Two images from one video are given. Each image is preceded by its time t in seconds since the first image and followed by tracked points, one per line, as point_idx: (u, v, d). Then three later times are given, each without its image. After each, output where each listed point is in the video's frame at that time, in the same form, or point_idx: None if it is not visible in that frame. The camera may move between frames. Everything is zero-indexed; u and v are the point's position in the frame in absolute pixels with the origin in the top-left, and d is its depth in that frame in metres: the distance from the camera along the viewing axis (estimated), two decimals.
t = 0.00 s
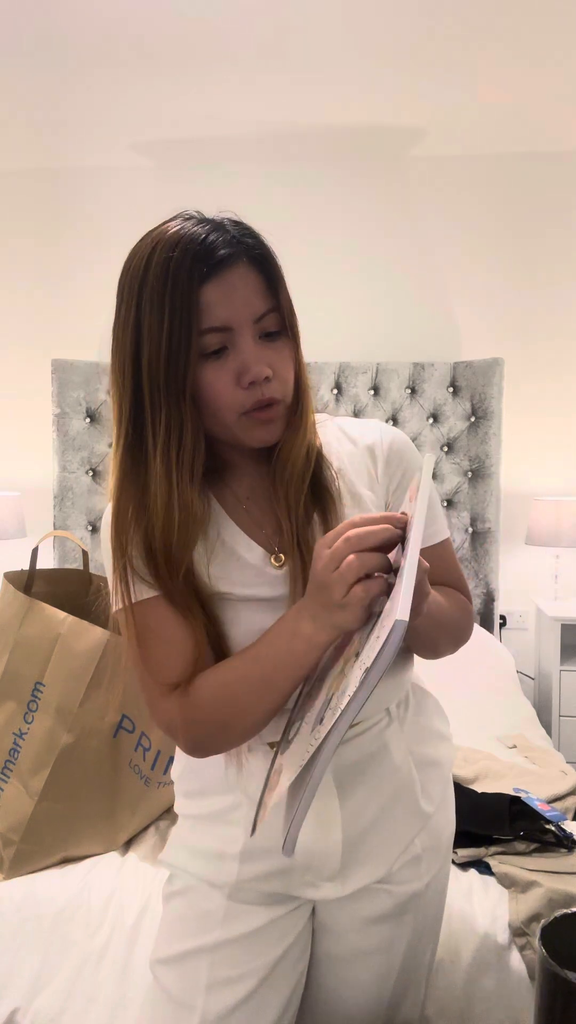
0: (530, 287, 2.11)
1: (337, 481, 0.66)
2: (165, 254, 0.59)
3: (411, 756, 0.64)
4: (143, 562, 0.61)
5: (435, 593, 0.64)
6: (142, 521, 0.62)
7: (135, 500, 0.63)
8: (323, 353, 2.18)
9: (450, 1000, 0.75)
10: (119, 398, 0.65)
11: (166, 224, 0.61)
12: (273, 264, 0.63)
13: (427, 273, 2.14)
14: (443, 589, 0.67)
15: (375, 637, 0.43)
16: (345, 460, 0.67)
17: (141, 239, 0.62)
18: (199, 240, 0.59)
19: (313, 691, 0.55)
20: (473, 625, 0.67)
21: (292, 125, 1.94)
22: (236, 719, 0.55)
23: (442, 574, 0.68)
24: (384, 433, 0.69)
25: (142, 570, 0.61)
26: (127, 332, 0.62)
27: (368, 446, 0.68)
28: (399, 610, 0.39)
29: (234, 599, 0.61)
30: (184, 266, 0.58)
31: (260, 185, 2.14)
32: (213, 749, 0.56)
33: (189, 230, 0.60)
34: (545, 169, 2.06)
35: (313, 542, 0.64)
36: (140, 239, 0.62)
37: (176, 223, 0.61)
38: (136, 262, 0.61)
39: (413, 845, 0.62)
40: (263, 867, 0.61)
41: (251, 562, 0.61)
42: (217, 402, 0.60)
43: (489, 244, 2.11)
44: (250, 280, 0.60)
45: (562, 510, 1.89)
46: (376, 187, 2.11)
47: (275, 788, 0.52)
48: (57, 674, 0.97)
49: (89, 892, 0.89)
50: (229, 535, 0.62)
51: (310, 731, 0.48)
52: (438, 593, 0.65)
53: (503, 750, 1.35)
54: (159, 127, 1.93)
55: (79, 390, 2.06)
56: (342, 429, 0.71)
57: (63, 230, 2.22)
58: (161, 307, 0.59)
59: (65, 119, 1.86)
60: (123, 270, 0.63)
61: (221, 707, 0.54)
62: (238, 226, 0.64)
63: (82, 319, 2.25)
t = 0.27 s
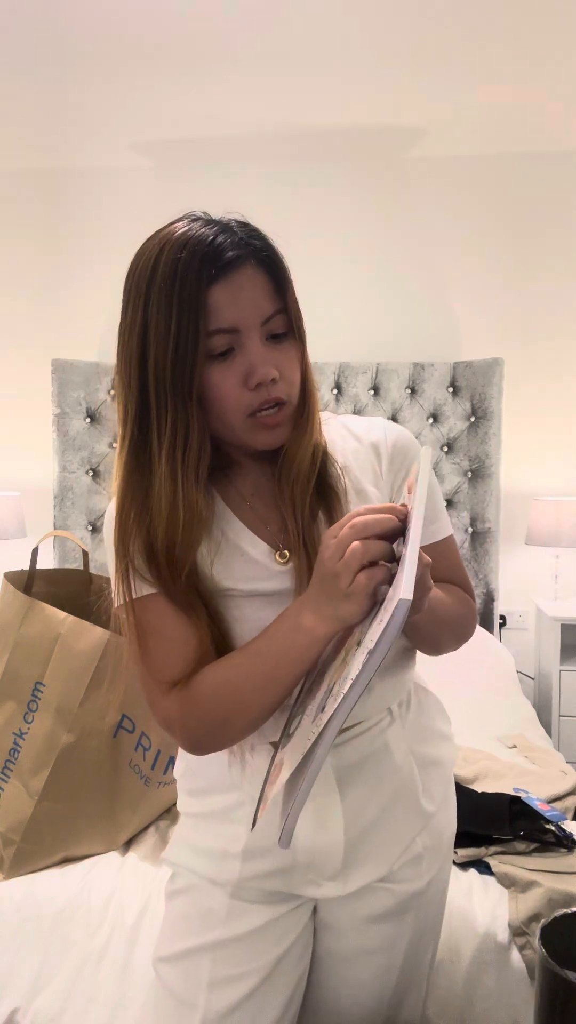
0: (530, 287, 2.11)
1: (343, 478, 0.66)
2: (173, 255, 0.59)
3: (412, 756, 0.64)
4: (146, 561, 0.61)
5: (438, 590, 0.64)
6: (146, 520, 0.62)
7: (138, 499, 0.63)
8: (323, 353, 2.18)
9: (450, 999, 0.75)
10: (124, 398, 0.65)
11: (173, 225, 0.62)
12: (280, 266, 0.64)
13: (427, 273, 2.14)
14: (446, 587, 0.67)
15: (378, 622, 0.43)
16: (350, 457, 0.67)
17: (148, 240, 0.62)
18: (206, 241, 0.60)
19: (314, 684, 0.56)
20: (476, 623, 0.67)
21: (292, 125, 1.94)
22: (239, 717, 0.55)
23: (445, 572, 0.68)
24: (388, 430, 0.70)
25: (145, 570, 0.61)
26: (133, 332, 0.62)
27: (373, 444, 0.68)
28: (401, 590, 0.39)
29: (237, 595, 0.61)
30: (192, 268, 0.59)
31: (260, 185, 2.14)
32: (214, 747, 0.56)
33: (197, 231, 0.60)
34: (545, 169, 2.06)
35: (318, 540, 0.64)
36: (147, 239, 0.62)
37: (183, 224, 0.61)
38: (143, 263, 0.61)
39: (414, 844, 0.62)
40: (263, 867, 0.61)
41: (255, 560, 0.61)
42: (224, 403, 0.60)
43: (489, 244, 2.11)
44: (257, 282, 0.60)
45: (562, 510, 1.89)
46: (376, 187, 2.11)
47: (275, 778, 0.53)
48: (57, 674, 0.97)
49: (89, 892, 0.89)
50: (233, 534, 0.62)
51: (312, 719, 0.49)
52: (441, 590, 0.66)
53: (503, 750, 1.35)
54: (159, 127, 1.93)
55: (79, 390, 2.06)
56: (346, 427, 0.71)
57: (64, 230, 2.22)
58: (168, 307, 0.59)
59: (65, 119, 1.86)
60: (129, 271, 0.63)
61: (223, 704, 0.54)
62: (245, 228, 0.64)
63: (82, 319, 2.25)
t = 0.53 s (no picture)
0: (530, 287, 2.11)
1: (345, 479, 0.66)
2: (177, 255, 0.59)
3: (415, 756, 0.64)
4: (150, 562, 0.61)
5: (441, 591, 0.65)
6: (150, 521, 0.62)
7: (142, 500, 0.63)
8: (323, 353, 2.18)
9: (450, 999, 0.75)
10: (127, 398, 0.65)
11: (177, 224, 0.61)
12: (283, 267, 0.64)
13: (427, 273, 2.14)
14: (449, 587, 0.67)
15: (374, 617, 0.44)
16: (353, 458, 0.67)
17: (152, 239, 0.62)
18: (210, 241, 0.60)
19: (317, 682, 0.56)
20: (479, 623, 0.67)
21: (292, 125, 1.94)
22: (242, 718, 0.55)
23: (448, 572, 0.68)
24: (391, 432, 0.70)
25: (149, 570, 0.61)
26: (137, 332, 0.62)
27: (376, 445, 0.69)
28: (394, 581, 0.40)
29: (239, 595, 0.61)
30: (195, 268, 0.59)
31: (260, 185, 2.14)
32: (219, 747, 0.57)
33: (201, 230, 0.60)
34: (545, 169, 2.06)
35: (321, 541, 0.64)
36: (150, 238, 0.62)
37: (187, 223, 0.61)
38: (147, 262, 0.61)
39: (416, 845, 0.62)
40: (264, 867, 0.61)
41: (258, 561, 0.61)
42: (226, 403, 0.60)
43: (489, 244, 2.11)
44: (261, 282, 0.61)
45: (562, 510, 1.90)
46: (376, 188, 2.11)
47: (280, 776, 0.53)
48: (57, 674, 0.97)
49: (89, 892, 0.89)
50: (236, 534, 0.62)
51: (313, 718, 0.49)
52: (444, 591, 0.66)
53: (504, 750, 1.35)
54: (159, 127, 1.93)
55: (79, 390, 2.06)
56: (349, 428, 0.71)
57: (64, 230, 2.22)
58: (172, 307, 0.59)
59: (65, 119, 1.86)
60: (133, 269, 0.63)
61: (226, 705, 0.54)
62: (249, 228, 0.64)
63: (82, 319, 2.25)
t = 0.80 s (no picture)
0: (530, 287, 2.11)
1: (348, 481, 0.67)
2: (180, 254, 0.59)
3: (417, 758, 0.64)
4: (152, 562, 0.61)
5: (444, 591, 0.65)
6: (152, 520, 0.62)
7: (145, 499, 0.63)
8: (323, 353, 2.18)
9: (451, 1000, 0.75)
10: (130, 398, 0.65)
11: (180, 223, 0.61)
12: (286, 266, 0.64)
13: (427, 273, 2.14)
14: (453, 588, 0.67)
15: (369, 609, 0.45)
16: (355, 459, 0.68)
17: (154, 238, 0.62)
18: (213, 240, 0.60)
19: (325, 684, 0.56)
20: (482, 624, 0.67)
21: (292, 125, 1.94)
22: (245, 717, 0.55)
23: (450, 572, 0.68)
24: (394, 432, 0.70)
25: (152, 571, 0.61)
26: (139, 331, 0.62)
27: (379, 445, 0.69)
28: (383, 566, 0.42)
29: (242, 595, 0.61)
30: (199, 267, 0.59)
31: (260, 185, 2.14)
32: (222, 747, 0.57)
33: (204, 230, 0.60)
34: (546, 169, 2.06)
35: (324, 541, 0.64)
36: (153, 237, 0.62)
37: (190, 222, 0.61)
38: (149, 261, 0.61)
39: (419, 846, 0.62)
40: (265, 868, 0.61)
41: (261, 561, 0.61)
42: (229, 403, 0.60)
43: (489, 244, 2.11)
44: (264, 282, 0.61)
45: (562, 510, 1.90)
46: (376, 188, 2.11)
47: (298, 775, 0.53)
48: (57, 674, 0.97)
49: (89, 892, 0.89)
50: (238, 534, 0.62)
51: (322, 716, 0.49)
52: (447, 591, 0.66)
53: (504, 750, 1.35)
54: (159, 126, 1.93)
55: (79, 390, 2.06)
56: (351, 427, 0.71)
57: (64, 230, 2.22)
58: (175, 307, 0.59)
59: (65, 119, 1.86)
60: (135, 268, 0.63)
61: (229, 705, 0.55)
62: (253, 227, 0.64)
63: (82, 319, 2.25)
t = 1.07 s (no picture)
0: (530, 287, 2.11)
1: (351, 481, 0.67)
2: (183, 253, 0.59)
3: (418, 757, 0.64)
4: (155, 562, 0.61)
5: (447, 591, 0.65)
6: (155, 520, 0.62)
7: (147, 500, 0.63)
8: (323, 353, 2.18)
9: (450, 1000, 0.75)
10: (132, 398, 0.65)
11: (183, 222, 0.62)
12: (290, 265, 0.64)
13: (427, 273, 2.14)
14: (455, 588, 0.67)
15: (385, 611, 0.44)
16: (358, 460, 0.68)
17: (157, 237, 0.62)
18: (217, 239, 0.60)
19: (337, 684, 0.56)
20: (484, 624, 0.67)
21: (292, 125, 1.94)
22: (248, 716, 0.55)
23: (452, 573, 0.68)
24: (397, 433, 0.70)
25: (155, 571, 0.61)
26: (142, 331, 0.62)
27: (382, 446, 0.69)
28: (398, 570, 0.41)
29: (246, 595, 0.61)
30: (203, 266, 0.59)
31: (260, 185, 2.14)
32: (226, 747, 0.57)
33: (208, 229, 0.60)
34: (546, 169, 2.06)
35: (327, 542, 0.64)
36: (156, 236, 0.62)
37: (193, 221, 0.61)
38: (153, 260, 0.61)
39: (419, 846, 0.62)
40: (265, 869, 0.61)
41: (264, 561, 0.61)
42: (232, 403, 0.60)
43: (489, 244, 2.11)
44: (267, 282, 0.61)
45: (562, 510, 1.90)
46: (376, 188, 2.11)
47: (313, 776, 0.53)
48: (57, 674, 0.97)
49: (89, 892, 0.89)
50: (242, 535, 0.62)
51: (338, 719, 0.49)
52: (450, 591, 0.66)
53: (503, 750, 1.35)
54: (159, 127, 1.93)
55: (79, 390, 2.06)
56: (354, 428, 0.72)
57: (64, 231, 2.22)
58: (178, 306, 0.59)
59: (65, 119, 1.86)
60: (138, 268, 0.63)
61: (234, 703, 0.55)
62: (256, 226, 0.64)
63: (82, 319, 2.26)
